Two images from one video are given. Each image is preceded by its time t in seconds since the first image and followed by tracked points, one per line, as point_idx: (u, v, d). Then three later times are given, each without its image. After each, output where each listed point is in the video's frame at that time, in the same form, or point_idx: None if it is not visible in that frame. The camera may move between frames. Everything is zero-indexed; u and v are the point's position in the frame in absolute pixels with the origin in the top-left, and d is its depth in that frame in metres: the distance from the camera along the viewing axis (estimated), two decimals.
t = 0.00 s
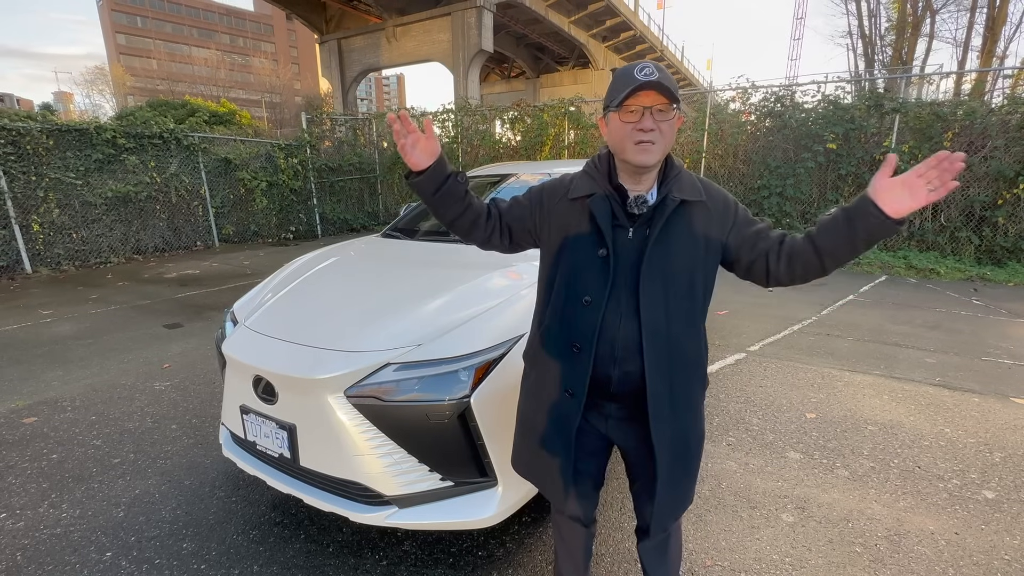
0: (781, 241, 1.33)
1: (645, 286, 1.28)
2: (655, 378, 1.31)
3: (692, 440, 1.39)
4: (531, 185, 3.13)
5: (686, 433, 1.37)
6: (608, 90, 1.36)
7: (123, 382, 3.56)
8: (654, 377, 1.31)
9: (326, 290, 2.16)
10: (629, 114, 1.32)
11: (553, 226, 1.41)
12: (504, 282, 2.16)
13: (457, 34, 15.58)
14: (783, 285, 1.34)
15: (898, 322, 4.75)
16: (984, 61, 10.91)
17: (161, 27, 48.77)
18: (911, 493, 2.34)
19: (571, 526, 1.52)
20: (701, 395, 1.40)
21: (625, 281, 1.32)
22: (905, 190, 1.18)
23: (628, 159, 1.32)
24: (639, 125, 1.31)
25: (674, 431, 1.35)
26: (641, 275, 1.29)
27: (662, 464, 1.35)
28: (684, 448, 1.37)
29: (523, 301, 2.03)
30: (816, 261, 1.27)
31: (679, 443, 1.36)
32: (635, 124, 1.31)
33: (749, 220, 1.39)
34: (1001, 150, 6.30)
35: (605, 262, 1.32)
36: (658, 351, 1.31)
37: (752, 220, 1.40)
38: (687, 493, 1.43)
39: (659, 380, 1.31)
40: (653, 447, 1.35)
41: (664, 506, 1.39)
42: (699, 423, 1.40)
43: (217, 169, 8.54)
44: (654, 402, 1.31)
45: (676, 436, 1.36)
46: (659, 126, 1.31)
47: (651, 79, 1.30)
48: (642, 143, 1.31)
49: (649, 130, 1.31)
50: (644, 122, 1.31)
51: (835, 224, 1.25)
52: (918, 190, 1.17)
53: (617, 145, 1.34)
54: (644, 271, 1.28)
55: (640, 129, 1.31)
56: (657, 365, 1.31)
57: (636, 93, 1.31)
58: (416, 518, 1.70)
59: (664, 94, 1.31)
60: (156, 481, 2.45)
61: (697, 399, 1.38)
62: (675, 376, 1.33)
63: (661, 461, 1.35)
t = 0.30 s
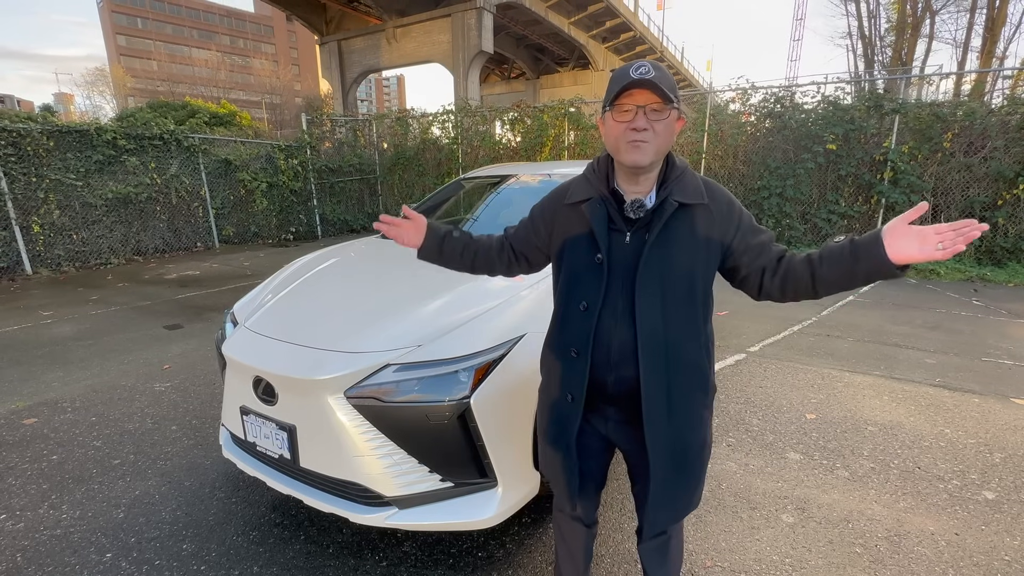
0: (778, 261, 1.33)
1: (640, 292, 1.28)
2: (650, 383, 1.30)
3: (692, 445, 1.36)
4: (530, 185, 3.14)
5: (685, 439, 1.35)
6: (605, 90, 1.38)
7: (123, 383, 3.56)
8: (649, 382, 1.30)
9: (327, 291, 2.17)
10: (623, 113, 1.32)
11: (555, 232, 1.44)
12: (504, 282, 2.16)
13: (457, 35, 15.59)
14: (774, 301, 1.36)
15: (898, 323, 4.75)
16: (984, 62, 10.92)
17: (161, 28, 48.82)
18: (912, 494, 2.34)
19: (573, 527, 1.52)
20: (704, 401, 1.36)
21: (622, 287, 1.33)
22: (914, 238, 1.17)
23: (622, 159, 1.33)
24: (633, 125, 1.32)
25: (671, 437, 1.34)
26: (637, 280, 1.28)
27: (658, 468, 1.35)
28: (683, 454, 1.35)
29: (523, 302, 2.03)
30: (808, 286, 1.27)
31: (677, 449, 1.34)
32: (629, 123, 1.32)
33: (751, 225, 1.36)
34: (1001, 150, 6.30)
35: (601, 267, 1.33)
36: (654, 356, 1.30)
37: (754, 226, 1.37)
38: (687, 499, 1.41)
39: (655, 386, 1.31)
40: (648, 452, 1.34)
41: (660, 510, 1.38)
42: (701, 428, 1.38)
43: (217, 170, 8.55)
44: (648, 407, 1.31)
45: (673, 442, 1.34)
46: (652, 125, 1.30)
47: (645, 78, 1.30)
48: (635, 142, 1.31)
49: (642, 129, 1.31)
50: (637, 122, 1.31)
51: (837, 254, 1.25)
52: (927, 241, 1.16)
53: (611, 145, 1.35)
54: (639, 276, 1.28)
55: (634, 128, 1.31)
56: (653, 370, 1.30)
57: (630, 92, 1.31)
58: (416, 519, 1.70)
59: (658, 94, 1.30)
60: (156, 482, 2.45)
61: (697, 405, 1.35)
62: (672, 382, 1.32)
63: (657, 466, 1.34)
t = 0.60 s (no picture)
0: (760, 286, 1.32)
1: (635, 295, 1.28)
2: (644, 386, 1.30)
3: (689, 448, 1.36)
4: (530, 186, 3.14)
5: (681, 443, 1.35)
6: (603, 90, 1.38)
7: (123, 384, 3.57)
8: (643, 385, 1.30)
9: (327, 292, 2.17)
10: (621, 113, 1.33)
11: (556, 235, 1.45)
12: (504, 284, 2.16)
13: (456, 36, 15.60)
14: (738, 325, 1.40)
15: (898, 323, 4.75)
16: (984, 62, 10.92)
17: (161, 29, 48.92)
18: (912, 494, 2.34)
19: (573, 528, 1.52)
20: (702, 404, 1.36)
21: (619, 290, 1.33)
22: (809, 401, 1.17)
23: (621, 158, 1.33)
24: (632, 125, 1.32)
25: (668, 439, 1.33)
26: (632, 282, 1.29)
27: (652, 472, 1.34)
28: (679, 457, 1.35)
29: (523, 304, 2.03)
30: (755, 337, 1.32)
31: (673, 452, 1.34)
32: (628, 123, 1.32)
33: (746, 230, 1.34)
34: (1001, 151, 6.31)
35: (598, 270, 1.34)
36: (649, 359, 1.29)
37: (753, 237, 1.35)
38: (684, 503, 1.40)
39: (649, 389, 1.30)
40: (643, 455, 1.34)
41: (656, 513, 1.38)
42: (699, 432, 1.37)
43: (217, 171, 8.55)
44: (643, 410, 1.30)
45: (670, 445, 1.34)
46: (652, 125, 1.31)
47: (644, 77, 1.31)
48: (635, 142, 1.31)
49: (642, 129, 1.31)
50: (637, 122, 1.31)
51: (785, 349, 1.25)
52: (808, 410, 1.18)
53: (610, 145, 1.35)
54: (634, 279, 1.28)
55: (633, 128, 1.32)
56: (647, 374, 1.30)
57: (628, 93, 1.32)
58: (416, 519, 1.71)
59: (657, 95, 1.31)
60: (156, 483, 2.45)
61: (694, 408, 1.35)
62: (667, 385, 1.31)
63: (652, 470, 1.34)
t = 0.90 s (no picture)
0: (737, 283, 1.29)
1: (633, 293, 1.28)
2: (642, 385, 1.30)
3: (687, 449, 1.36)
4: (529, 187, 3.14)
5: (678, 444, 1.35)
6: (608, 90, 1.38)
7: (123, 385, 3.57)
8: (641, 384, 1.30)
9: (328, 293, 2.17)
10: (627, 113, 1.33)
11: (558, 232, 1.45)
12: (503, 284, 2.16)
13: (456, 36, 15.60)
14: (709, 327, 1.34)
15: (899, 324, 4.75)
16: (984, 63, 10.93)
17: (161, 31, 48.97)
18: (912, 495, 2.34)
19: (573, 528, 1.52)
20: (700, 404, 1.36)
21: (618, 288, 1.33)
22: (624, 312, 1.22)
23: (625, 158, 1.33)
24: (637, 124, 1.32)
25: (665, 440, 1.33)
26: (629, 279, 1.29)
27: (649, 473, 1.34)
28: (677, 458, 1.35)
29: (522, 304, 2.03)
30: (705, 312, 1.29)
31: (670, 453, 1.34)
32: (633, 123, 1.32)
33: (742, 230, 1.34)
34: (1001, 151, 6.31)
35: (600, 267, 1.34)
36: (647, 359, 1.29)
37: (747, 235, 1.34)
38: (682, 505, 1.40)
39: (646, 388, 1.30)
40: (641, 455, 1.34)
41: (654, 515, 1.38)
42: (696, 433, 1.37)
43: (217, 172, 8.56)
44: (640, 410, 1.30)
45: (667, 446, 1.34)
46: (657, 126, 1.31)
47: (650, 78, 1.31)
48: (640, 142, 1.31)
49: (647, 128, 1.31)
50: (642, 122, 1.31)
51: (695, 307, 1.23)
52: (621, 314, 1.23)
53: (614, 144, 1.35)
54: (632, 276, 1.28)
55: (639, 128, 1.31)
56: (646, 373, 1.30)
57: (633, 92, 1.32)
58: (416, 520, 1.71)
59: (662, 96, 1.31)
60: (157, 484, 2.45)
61: (692, 408, 1.35)
62: (664, 385, 1.31)
63: (648, 470, 1.34)
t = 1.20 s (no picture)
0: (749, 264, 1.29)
1: (637, 290, 1.28)
2: (646, 383, 1.30)
3: (690, 448, 1.36)
4: (529, 187, 3.14)
5: (681, 443, 1.35)
6: (609, 90, 1.38)
7: (124, 385, 3.57)
8: (644, 383, 1.30)
9: (328, 294, 2.17)
10: (629, 114, 1.32)
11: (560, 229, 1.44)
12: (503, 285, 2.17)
13: (457, 37, 15.60)
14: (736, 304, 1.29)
15: (899, 324, 4.76)
16: (984, 63, 10.93)
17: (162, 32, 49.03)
18: (912, 495, 2.34)
19: (574, 529, 1.52)
20: (702, 403, 1.36)
21: (622, 285, 1.33)
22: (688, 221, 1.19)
23: (628, 159, 1.33)
24: (639, 126, 1.31)
25: (667, 439, 1.34)
26: (632, 278, 1.28)
27: (652, 473, 1.34)
28: (680, 457, 1.35)
29: (522, 305, 2.04)
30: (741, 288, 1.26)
31: (672, 453, 1.34)
32: (636, 124, 1.32)
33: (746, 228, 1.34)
34: (1000, 152, 6.31)
35: (603, 265, 1.34)
36: (650, 357, 1.29)
37: (750, 231, 1.34)
38: (684, 505, 1.39)
39: (649, 386, 1.30)
40: (643, 454, 1.34)
41: (657, 514, 1.38)
42: (699, 432, 1.37)
43: (218, 173, 8.56)
44: (643, 408, 1.30)
45: (669, 446, 1.34)
46: (659, 127, 1.31)
47: (652, 80, 1.32)
48: (642, 144, 1.32)
49: (649, 130, 1.31)
50: (644, 123, 1.31)
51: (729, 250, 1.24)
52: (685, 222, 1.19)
53: (616, 145, 1.35)
54: (634, 275, 1.28)
55: (641, 129, 1.31)
56: (649, 372, 1.30)
57: (635, 94, 1.32)
58: (417, 520, 1.71)
59: (665, 97, 1.31)
60: (157, 485, 2.45)
61: (694, 407, 1.35)
62: (667, 383, 1.32)
63: (651, 469, 1.34)
